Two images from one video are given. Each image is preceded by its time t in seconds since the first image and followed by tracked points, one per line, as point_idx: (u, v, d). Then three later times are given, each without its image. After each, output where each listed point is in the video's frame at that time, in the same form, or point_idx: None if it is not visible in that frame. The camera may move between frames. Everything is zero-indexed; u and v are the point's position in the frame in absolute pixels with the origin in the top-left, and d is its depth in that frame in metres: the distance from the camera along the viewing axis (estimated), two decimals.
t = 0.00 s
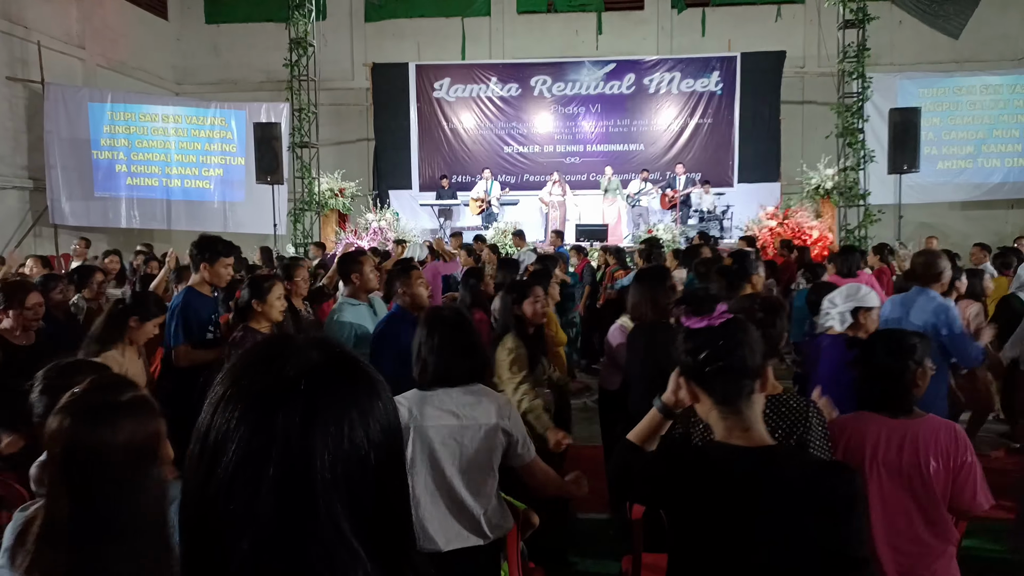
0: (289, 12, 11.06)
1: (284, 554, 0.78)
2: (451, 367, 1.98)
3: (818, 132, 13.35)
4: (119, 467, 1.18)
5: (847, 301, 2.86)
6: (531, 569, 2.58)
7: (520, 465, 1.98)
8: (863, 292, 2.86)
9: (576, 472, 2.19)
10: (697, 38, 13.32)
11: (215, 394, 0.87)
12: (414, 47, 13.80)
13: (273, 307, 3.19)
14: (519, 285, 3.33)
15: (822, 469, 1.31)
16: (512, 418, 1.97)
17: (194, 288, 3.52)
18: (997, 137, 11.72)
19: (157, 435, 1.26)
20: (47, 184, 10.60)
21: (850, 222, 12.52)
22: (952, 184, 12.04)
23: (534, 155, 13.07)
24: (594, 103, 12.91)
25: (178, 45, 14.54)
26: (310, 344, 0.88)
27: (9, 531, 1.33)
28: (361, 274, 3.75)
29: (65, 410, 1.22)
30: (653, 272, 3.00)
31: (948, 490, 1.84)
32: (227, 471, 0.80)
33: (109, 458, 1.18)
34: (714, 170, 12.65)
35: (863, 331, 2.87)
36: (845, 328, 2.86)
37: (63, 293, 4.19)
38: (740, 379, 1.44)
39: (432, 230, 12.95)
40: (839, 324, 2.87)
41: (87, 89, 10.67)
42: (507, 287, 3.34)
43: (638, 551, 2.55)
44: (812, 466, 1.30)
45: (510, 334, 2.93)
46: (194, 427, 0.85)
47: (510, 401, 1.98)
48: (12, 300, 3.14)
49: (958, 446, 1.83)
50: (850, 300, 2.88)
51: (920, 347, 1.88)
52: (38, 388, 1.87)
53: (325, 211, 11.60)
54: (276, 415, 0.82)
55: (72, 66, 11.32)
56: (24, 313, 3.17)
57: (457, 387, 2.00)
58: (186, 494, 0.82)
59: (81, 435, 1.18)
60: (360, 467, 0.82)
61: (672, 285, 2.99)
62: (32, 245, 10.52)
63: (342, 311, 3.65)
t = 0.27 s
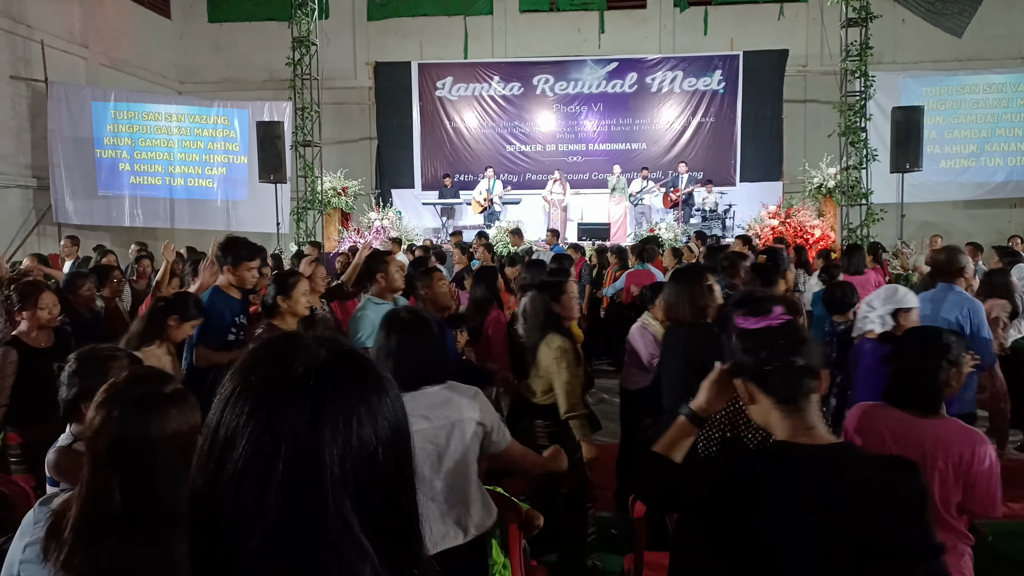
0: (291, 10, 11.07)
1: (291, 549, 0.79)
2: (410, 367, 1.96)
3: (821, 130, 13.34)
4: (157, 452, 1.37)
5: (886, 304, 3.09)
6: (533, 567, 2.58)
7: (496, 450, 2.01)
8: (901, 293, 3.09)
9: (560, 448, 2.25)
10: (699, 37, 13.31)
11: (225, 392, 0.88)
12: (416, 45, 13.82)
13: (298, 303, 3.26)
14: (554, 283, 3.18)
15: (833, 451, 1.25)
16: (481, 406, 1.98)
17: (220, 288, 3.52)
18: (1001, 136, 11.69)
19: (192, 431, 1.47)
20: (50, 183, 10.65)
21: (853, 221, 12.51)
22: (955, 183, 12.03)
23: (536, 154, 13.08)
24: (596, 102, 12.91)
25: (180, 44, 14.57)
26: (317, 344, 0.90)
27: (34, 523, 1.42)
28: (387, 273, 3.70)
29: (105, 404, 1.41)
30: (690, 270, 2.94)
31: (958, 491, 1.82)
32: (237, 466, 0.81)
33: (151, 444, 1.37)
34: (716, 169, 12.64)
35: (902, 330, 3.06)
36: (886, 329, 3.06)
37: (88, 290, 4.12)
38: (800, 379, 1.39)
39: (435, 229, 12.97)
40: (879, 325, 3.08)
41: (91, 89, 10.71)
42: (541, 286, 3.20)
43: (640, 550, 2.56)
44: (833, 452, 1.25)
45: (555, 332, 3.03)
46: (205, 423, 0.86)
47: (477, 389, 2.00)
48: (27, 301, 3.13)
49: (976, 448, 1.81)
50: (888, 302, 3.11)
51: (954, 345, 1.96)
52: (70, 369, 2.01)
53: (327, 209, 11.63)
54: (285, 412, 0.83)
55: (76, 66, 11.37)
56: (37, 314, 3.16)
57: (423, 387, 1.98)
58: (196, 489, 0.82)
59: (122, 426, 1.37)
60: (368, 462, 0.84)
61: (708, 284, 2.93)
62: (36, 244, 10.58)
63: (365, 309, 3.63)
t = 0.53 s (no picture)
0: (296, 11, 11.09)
1: (299, 547, 0.79)
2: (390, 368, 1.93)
3: (827, 129, 13.29)
4: (185, 451, 1.38)
5: (944, 304, 3.05)
6: (540, 568, 2.58)
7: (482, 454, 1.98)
8: (958, 293, 3.06)
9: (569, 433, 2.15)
10: (704, 36, 13.29)
11: (231, 390, 0.87)
12: (420, 45, 13.83)
13: (324, 303, 3.27)
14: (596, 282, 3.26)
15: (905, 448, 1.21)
16: (467, 411, 1.95)
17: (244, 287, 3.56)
18: (1008, 135, 11.63)
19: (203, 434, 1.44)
20: (57, 184, 10.70)
21: (859, 220, 12.46)
22: (961, 182, 11.98)
23: (540, 153, 13.08)
24: (601, 101, 12.89)
25: (186, 44, 14.62)
26: (323, 343, 0.90)
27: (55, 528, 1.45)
28: (411, 271, 3.68)
29: (130, 407, 1.39)
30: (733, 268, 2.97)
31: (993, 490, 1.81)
32: (245, 465, 0.81)
33: (181, 445, 1.38)
34: (722, 168, 12.62)
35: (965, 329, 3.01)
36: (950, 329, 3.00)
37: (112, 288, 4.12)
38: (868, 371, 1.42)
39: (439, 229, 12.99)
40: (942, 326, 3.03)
41: (97, 89, 10.75)
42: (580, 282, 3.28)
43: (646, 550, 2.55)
44: (886, 448, 1.20)
45: (594, 331, 3.20)
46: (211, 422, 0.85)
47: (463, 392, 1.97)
48: (49, 301, 3.20)
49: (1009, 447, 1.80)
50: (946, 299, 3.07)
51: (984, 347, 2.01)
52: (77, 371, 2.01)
53: (332, 209, 11.64)
54: (292, 411, 0.83)
55: (82, 67, 11.41)
56: (62, 312, 3.24)
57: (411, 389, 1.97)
58: (205, 487, 0.82)
59: (150, 427, 1.37)
60: (374, 459, 0.84)
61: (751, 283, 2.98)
62: (42, 244, 10.62)
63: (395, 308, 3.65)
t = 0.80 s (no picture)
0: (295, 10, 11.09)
1: (292, 548, 0.81)
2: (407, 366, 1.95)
3: (824, 128, 13.32)
4: (176, 443, 1.39)
5: (982, 306, 2.90)
6: (537, 567, 2.59)
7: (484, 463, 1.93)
8: (995, 292, 2.92)
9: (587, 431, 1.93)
10: (702, 36, 13.31)
11: (224, 391, 0.90)
12: (419, 45, 13.83)
13: (345, 301, 3.34)
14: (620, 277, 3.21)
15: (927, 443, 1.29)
16: (468, 416, 1.92)
17: (260, 284, 3.60)
18: (1004, 134, 11.65)
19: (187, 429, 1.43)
20: (55, 183, 10.71)
21: (856, 219, 12.50)
22: (958, 181, 12.03)
23: (538, 153, 13.09)
24: (599, 101, 12.91)
25: (184, 44, 14.62)
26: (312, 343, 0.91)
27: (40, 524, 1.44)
28: (426, 271, 3.69)
29: (116, 401, 1.40)
30: (761, 267, 3.06)
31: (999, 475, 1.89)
32: (236, 465, 0.84)
33: (171, 438, 1.39)
34: (719, 167, 12.64)
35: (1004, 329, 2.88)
36: (990, 332, 2.87)
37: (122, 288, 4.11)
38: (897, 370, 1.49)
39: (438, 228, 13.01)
40: (982, 330, 2.87)
41: (95, 89, 10.76)
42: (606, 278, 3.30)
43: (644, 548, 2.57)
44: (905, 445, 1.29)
45: (610, 328, 3.08)
46: (205, 422, 0.88)
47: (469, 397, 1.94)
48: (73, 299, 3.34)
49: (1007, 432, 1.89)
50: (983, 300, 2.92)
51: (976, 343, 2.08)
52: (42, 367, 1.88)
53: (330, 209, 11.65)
54: (281, 412, 0.85)
55: (80, 66, 11.41)
56: (85, 308, 3.39)
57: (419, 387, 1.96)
58: (200, 489, 0.85)
59: (139, 422, 1.38)
60: (365, 459, 0.85)
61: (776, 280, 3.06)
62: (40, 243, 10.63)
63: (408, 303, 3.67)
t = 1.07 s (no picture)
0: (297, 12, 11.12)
1: (288, 546, 0.83)
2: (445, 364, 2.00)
3: (826, 128, 13.32)
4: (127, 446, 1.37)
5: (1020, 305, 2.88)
6: (539, 568, 2.59)
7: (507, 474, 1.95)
8: None
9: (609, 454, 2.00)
10: (703, 36, 13.32)
11: (225, 390, 0.93)
12: (420, 46, 13.86)
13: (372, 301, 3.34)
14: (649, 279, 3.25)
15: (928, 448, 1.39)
16: (507, 423, 1.95)
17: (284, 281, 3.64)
18: (1007, 134, 11.64)
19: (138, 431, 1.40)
20: (59, 185, 10.76)
21: (859, 219, 12.49)
22: (960, 181, 12.03)
23: (540, 153, 13.11)
24: (601, 101, 12.93)
25: (187, 46, 14.67)
26: (309, 344, 0.92)
27: None
28: (449, 272, 3.70)
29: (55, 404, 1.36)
30: (795, 265, 2.98)
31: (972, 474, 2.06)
32: (235, 465, 0.86)
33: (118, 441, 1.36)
34: (721, 168, 12.65)
35: None
36: None
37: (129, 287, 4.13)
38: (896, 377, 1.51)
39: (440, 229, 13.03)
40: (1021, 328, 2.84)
41: (98, 90, 10.80)
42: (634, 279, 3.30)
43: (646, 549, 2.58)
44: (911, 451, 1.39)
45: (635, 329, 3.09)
46: (207, 423, 0.91)
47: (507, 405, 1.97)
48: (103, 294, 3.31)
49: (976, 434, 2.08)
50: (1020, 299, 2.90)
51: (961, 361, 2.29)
52: None
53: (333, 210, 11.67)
54: (277, 412, 0.87)
55: (83, 68, 11.46)
56: (117, 303, 3.35)
57: (455, 387, 2.01)
58: (201, 489, 0.88)
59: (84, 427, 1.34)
60: (363, 460, 0.86)
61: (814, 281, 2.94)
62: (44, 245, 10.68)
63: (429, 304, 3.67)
